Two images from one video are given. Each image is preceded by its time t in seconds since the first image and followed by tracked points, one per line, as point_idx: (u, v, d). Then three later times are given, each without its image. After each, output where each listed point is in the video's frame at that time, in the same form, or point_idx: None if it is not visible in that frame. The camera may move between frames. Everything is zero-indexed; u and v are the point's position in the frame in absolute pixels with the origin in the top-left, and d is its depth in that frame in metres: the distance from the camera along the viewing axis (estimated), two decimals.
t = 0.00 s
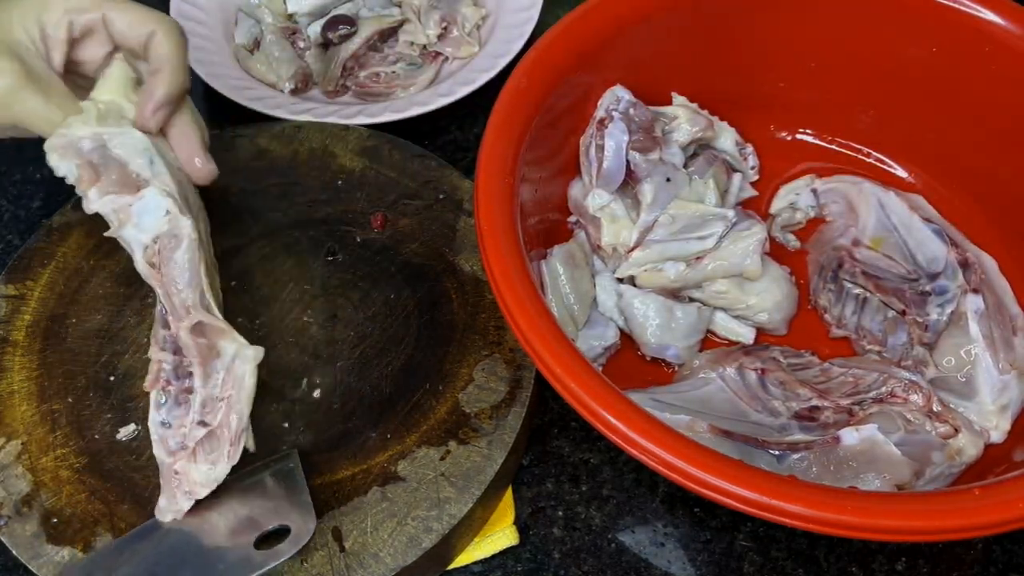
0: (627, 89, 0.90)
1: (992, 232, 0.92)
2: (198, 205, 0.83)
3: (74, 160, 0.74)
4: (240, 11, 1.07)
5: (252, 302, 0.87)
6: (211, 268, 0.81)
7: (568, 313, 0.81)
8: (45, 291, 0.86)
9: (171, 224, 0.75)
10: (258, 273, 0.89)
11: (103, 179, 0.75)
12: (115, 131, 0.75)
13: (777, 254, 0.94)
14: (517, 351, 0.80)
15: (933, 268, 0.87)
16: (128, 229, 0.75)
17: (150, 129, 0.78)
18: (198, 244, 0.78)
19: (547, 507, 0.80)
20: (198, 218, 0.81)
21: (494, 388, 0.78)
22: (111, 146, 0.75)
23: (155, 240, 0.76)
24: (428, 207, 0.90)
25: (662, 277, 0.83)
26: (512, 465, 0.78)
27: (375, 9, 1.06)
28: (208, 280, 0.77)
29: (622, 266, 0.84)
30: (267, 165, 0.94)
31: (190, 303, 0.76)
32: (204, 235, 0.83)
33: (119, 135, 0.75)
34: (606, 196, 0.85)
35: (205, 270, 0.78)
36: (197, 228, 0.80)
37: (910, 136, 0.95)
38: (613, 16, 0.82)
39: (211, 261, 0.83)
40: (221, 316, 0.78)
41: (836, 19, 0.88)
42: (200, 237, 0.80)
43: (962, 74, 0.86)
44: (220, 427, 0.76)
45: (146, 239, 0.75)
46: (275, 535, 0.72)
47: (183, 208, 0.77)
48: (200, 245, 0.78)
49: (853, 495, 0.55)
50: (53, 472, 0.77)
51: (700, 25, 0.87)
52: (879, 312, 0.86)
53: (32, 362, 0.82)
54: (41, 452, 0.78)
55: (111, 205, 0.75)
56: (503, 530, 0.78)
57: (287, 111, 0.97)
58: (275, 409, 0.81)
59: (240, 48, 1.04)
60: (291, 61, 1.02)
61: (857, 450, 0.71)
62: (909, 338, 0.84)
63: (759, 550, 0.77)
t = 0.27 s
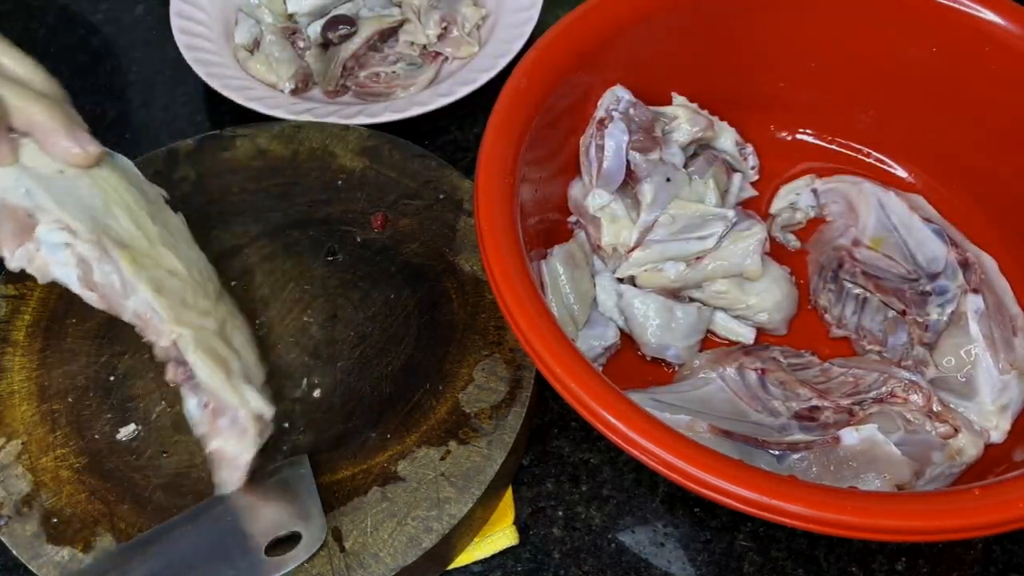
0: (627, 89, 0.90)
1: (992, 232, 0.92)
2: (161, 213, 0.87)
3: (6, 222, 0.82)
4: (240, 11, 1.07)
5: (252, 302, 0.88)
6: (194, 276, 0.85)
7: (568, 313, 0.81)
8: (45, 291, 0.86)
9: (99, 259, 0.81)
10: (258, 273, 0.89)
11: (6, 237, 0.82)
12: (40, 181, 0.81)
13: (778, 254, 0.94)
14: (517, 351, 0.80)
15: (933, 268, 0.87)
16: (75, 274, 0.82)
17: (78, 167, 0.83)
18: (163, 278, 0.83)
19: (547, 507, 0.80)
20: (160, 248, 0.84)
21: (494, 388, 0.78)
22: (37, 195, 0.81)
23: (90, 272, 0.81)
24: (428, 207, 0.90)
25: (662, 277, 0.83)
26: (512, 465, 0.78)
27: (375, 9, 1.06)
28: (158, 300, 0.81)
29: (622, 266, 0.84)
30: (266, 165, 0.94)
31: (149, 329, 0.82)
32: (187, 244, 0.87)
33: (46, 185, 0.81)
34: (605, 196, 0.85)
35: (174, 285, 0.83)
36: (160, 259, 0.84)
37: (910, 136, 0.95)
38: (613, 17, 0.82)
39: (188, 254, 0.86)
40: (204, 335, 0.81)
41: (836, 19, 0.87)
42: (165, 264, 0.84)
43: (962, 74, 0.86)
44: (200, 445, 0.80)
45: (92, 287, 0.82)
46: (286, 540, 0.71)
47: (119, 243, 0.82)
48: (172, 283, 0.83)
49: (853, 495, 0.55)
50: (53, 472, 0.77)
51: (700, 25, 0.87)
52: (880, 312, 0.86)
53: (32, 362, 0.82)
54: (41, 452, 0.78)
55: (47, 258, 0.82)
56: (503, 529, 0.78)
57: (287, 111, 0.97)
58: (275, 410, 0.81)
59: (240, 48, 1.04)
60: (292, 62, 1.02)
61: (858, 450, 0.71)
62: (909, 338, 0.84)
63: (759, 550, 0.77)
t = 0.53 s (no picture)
0: (627, 89, 0.90)
1: (992, 231, 0.92)
2: (222, 195, 0.85)
3: (78, 262, 0.85)
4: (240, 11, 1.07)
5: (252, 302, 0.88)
6: (261, 227, 0.83)
7: (568, 313, 0.81)
8: (46, 292, 0.87)
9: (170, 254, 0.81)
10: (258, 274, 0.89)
11: (83, 275, 0.85)
12: (83, 217, 0.81)
13: (778, 254, 0.94)
14: (517, 351, 0.80)
15: (933, 268, 0.86)
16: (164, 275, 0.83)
17: (119, 175, 0.82)
18: (224, 245, 0.81)
19: (547, 507, 0.80)
20: (210, 215, 0.83)
21: (494, 388, 0.78)
22: (86, 231, 0.82)
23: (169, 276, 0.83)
24: (428, 207, 0.90)
25: (662, 277, 0.83)
26: (512, 465, 0.78)
27: (375, 9, 1.06)
28: (229, 267, 0.80)
29: (622, 266, 0.84)
30: (266, 165, 0.94)
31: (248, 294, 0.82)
32: (234, 202, 0.85)
33: (90, 219, 0.81)
34: (605, 196, 0.85)
35: (239, 243, 0.81)
36: (209, 225, 0.82)
37: (910, 136, 0.95)
38: (613, 17, 0.81)
39: (240, 205, 0.85)
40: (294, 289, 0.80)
41: (835, 20, 0.87)
42: (223, 231, 0.82)
43: (962, 74, 0.85)
44: (243, 410, 0.81)
45: (175, 272, 0.83)
46: (289, 511, 0.72)
47: (175, 237, 0.81)
48: (227, 245, 0.81)
49: (853, 496, 0.55)
50: (52, 472, 0.77)
51: (699, 24, 0.87)
52: (880, 312, 0.86)
53: (32, 363, 0.83)
54: (41, 452, 0.78)
55: (130, 278, 0.85)
56: (503, 529, 0.78)
57: (287, 111, 0.97)
58: (275, 409, 0.81)
59: (240, 48, 1.04)
60: (291, 62, 1.02)
61: (857, 450, 0.71)
62: (909, 338, 0.84)
63: (759, 550, 0.77)
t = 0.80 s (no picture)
0: (627, 88, 0.90)
1: (992, 231, 0.92)
2: (206, 267, 0.83)
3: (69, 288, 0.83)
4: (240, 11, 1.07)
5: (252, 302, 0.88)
6: (249, 295, 0.82)
7: (568, 313, 0.81)
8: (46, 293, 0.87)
9: (162, 352, 0.79)
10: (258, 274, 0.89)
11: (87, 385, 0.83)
12: (82, 328, 0.81)
13: (778, 254, 0.94)
14: (517, 351, 0.80)
15: (933, 268, 0.86)
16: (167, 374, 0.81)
17: (105, 278, 0.82)
18: (213, 328, 0.80)
19: (547, 507, 0.80)
20: (197, 296, 0.82)
21: (494, 388, 0.78)
22: (85, 343, 0.80)
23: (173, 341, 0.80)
24: (428, 206, 0.90)
25: (662, 277, 0.83)
26: (511, 465, 0.78)
27: (375, 9, 1.06)
28: (221, 349, 0.79)
29: (622, 266, 0.84)
30: (266, 165, 0.94)
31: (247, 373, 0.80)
32: (220, 270, 0.83)
33: (88, 329, 0.81)
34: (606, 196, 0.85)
35: (227, 324, 0.80)
36: (195, 308, 0.81)
37: (910, 136, 0.95)
38: (613, 16, 0.81)
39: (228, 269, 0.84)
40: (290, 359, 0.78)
41: (835, 20, 0.87)
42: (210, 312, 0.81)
43: (962, 74, 0.85)
44: (243, 409, 0.82)
45: (178, 362, 0.80)
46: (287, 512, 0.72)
47: (164, 333, 0.80)
48: (217, 328, 0.80)
49: (853, 496, 0.55)
50: (52, 472, 0.77)
51: (699, 24, 0.87)
52: (880, 312, 0.86)
53: (32, 363, 0.83)
54: (41, 452, 0.78)
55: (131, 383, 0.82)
56: (503, 529, 0.78)
57: (287, 111, 0.97)
58: (275, 410, 0.81)
59: (240, 48, 1.05)
60: (291, 62, 1.02)
61: (857, 450, 0.71)
62: (909, 338, 0.84)
63: (759, 550, 0.77)
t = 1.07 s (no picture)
0: (627, 89, 0.90)
1: (992, 230, 0.92)
2: (206, 270, 0.83)
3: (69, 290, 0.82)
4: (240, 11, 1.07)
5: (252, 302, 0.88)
6: (248, 299, 0.82)
7: (568, 313, 0.81)
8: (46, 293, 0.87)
9: (160, 356, 0.79)
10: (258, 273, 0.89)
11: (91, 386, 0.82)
12: (83, 330, 0.81)
13: (778, 254, 0.94)
14: (517, 351, 0.80)
15: (933, 268, 0.86)
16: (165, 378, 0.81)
17: (105, 282, 0.82)
18: (213, 331, 0.80)
19: (547, 507, 0.80)
20: (196, 300, 0.81)
21: (494, 387, 0.78)
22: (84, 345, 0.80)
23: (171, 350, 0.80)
24: (428, 206, 0.90)
25: (662, 277, 0.83)
26: (512, 465, 0.78)
27: (375, 9, 1.06)
28: (220, 352, 0.79)
29: (622, 266, 0.84)
30: (266, 166, 0.94)
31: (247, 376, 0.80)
32: (220, 274, 0.83)
33: (89, 333, 0.81)
34: (606, 196, 0.85)
35: (226, 326, 0.80)
36: (194, 312, 0.81)
37: (910, 135, 0.95)
38: (613, 16, 0.81)
39: (226, 274, 0.83)
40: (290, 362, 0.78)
41: (836, 20, 0.87)
42: (209, 315, 0.81)
43: (963, 74, 0.85)
44: (242, 409, 0.82)
45: (177, 366, 0.80)
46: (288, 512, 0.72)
47: (164, 337, 0.80)
48: (216, 331, 0.80)
49: (853, 496, 0.55)
50: (52, 472, 0.77)
51: (700, 24, 0.87)
52: (880, 312, 0.86)
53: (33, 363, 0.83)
54: (41, 452, 0.78)
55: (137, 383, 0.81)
56: (503, 529, 0.78)
57: (287, 111, 0.97)
58: (275, 409, 0.81)
59: (240, 48, 1.05)
60: (291, 62, 1.02)
61: (857, 450, 0.71)
62: (909, 338, 0.84)
63: (759, 550, 0.77)
